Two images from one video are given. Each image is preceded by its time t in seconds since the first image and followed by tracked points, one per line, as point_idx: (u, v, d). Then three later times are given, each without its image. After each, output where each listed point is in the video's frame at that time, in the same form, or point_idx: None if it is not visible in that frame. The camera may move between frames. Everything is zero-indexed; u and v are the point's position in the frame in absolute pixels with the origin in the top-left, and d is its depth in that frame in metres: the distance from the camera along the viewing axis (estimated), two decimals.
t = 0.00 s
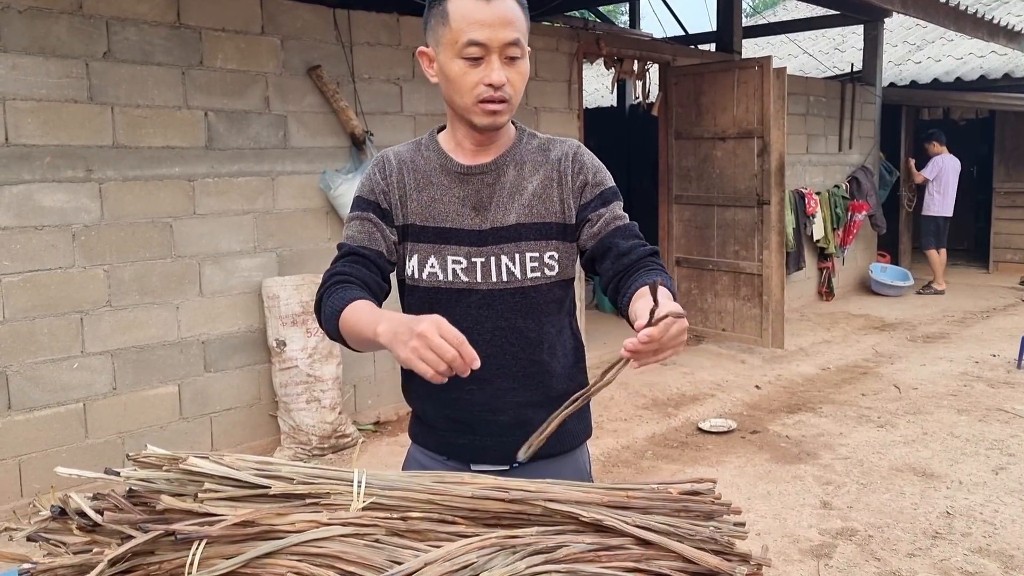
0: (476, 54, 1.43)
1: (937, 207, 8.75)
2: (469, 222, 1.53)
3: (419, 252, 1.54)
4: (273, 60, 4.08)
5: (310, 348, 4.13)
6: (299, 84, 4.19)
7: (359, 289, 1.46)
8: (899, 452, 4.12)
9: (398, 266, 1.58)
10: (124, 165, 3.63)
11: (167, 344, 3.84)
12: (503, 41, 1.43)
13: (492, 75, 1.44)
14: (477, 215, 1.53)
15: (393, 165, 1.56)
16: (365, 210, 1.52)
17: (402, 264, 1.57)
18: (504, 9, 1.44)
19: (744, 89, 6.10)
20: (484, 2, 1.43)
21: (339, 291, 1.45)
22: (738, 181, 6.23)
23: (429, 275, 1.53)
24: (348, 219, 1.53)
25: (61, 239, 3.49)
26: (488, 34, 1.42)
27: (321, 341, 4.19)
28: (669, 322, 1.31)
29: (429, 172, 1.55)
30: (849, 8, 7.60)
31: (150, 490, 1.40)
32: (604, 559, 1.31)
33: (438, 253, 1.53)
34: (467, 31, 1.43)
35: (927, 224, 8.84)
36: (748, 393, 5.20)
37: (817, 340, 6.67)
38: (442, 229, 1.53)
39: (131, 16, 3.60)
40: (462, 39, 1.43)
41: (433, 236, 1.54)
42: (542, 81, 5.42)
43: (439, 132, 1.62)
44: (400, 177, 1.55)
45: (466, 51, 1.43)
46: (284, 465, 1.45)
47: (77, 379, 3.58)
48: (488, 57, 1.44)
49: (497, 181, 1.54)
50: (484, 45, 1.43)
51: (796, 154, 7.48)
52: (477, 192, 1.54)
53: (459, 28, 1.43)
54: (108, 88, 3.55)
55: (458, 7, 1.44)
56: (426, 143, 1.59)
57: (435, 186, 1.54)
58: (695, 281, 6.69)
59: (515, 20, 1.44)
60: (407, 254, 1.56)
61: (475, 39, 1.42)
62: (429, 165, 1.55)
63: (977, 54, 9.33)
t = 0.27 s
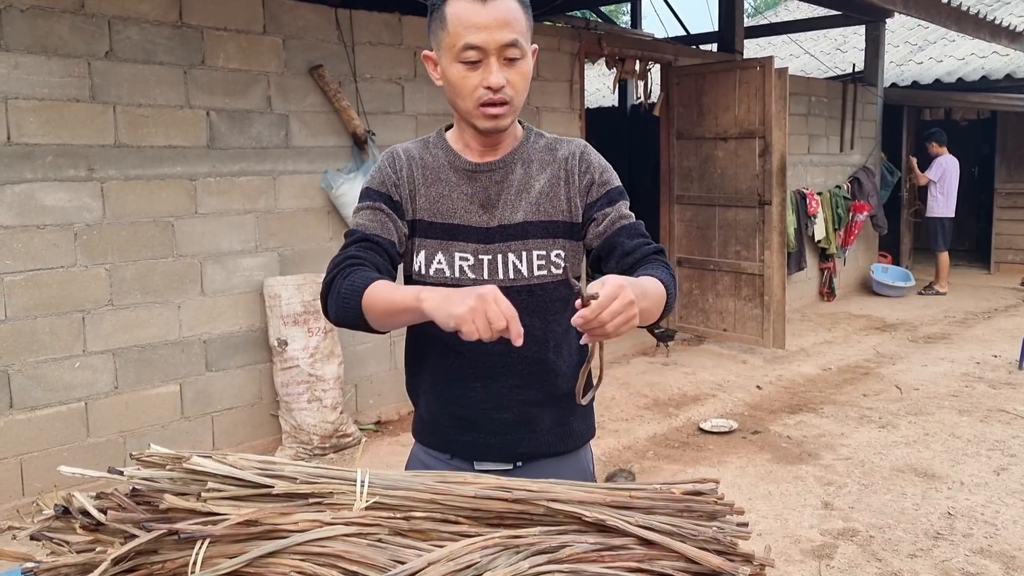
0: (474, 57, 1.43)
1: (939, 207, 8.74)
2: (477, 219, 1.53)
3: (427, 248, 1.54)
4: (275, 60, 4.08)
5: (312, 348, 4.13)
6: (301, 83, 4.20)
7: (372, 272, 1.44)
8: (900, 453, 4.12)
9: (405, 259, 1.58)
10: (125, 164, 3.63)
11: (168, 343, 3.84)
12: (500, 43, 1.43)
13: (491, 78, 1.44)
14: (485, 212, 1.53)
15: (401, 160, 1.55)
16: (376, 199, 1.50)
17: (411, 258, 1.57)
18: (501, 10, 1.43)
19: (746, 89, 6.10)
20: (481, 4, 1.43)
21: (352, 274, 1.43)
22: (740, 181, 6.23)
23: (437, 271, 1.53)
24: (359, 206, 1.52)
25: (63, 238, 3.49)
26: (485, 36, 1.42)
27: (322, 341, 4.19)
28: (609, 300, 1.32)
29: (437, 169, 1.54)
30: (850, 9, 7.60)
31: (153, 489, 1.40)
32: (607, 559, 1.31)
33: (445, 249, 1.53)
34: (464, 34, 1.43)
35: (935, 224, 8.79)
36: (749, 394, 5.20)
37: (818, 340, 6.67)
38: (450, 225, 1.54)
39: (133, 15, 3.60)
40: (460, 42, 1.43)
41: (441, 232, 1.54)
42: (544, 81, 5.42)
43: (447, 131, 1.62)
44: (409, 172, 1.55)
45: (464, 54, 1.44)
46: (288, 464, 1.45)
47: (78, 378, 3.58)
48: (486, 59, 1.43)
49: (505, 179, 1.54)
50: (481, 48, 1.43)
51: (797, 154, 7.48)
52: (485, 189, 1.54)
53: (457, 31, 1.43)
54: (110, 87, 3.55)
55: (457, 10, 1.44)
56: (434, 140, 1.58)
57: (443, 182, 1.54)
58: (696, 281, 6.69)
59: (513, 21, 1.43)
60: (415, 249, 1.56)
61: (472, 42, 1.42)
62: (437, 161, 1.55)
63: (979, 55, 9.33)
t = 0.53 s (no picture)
0: (466, 64, 1.43)
1: (941, 209, 8.73)
2: (485, 217, 1.54)
3: (434, 243, 1.55)
4: (277, 60, 4.09)
5: (313, 349, 4.13)
6: (303, 84, 4.20)
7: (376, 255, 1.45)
8: (902, 454, 4.11)
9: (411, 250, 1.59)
10: (127, 165, 3.63)
11: (170, 343, 3.84)
12: (491, 52, 1.42)
13: (481, 86, 1.44)
14: (492, 211, 1.54)
15: (412, 155, 1.56)
16: (384, 189, 1.51)
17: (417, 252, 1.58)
18: (495, 18, 1.42)
19: (747, 90, 6.10)
20: (476, 12, 1.42)
21: (355, 255, 1.43)
22: (741, 182, 6.22)
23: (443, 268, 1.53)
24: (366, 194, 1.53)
25: (64, 238, 3.49)
26: (475, 45, 1.41)
27: (324, 341, 4.19)
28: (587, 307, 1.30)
29: (446, 165, 1.55)
30: (852, 10, 7.59)
31: (156, 489, 1.40)
32: (609, 560, 1.31)
33: (452, 246, 1.54)
34: (458, 41, 1.43)
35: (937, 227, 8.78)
36: (750, 395, 5.20)
37: (820, 341, 6.67)
38: (458, 222, 1.54)
39: (135, 16, 3.60)
40: (453, 49, 1.43)
41: (448, 228, 1.54)
42: (545, 82, 5.42)
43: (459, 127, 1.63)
44: (419, 166, 1.55)
45: (457, 61, 1.44)
46: (291, 465, 1.46)
47: (80, 379, 3.58)
48: (478, 67, 1.43)
49: (514, 178, 1.54)
50: (472, 56, 1.42)
51: (799, 155, 7.47)
52: (494, 188, 1.54)
53: (452, 37, 1.43)
54: (112, 88, 3.55)
55: (454, 16, 1.44)
56: (445, 137, 1.58)
57: (452, 179, 1.54)
58: (698, 282, 6.69)
59: (506, 29, 1.42)
60: (423, 243, 1.57)
61: (463, 50, 1.42)
62: (447, 157, 1.55)
63: (980, 56, 9.32)
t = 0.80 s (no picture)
0: (459, 73, 1.43)
1: (942, 210, 8.70)
2: (490, 220, 1.54)
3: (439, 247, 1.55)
4: (279, 61, 4.09)
5: (315, 349, 4.13)
6: (305, 84, 4.20)
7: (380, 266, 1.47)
8: (904, 454, 4.11)
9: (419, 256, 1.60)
10: (130, 165, 3.63)
11: (172, 344, 3.85)
12: (482, 61, 1.41)
13: (474, 95, 1.44)
14: (498, 213, 1.54)
15: (417, 158, 1.57)
16: (390, 196, 1.53)
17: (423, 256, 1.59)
18: (487, 25, 1.40)
19: (749, 90, 6.10)
20: (468, 19, 1.41)
21: (360, 269, 1.46)
22: (743, 183, 6.22)
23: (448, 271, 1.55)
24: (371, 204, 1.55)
25: (67, 239, 3.50)
26: (466, 53, 1.41)
27: (326, 341, 4.19)
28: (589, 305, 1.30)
29: (452, 168, 1.56)
30: (853, 10, 7.59)
31: (159, 489, 1.40)
32: (612, 560, 1.32)
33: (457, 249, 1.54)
34: (450, 48, 1.42)
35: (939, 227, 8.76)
36: (752, 395, 5.20)
37: (822, 342, 6.66)
38: (463, 225, 1.55)
39: (137, 16, 3.60)
40: (447, 58, 1.43)
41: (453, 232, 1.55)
42: (547, 82, 5.42)
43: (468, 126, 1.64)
44: (424, 170, 1.57)
45: (451, 70, 1.44)
46: (293, 465, 1.46)
47: (82, 379, 3.59)
48: (471, 76, 1.43)
49: (521, 181, 1.54)
50: (464, 65, 1.42)
51: (800, 155, 7.47)
52: (500, 191, 1.54)
53: (445, 46, 1.43)
54: (115, 88, 3.56)
55: (448, 24, 1.43)
56: (452, 139, 1.59)
57: (457, 182, 1.55)
58: (699, 282, 6.69)
59: (497, 36, 1.40)
60: (429, 247, 1.58)
61: (455, 60, 1.42)
62: (453, 159, 1.56)
63: (982, 56, 9.31)
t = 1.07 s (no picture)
0: (448, 77, 1.44)
1: (944, 208, 8.67)
2: (492, 221, 1.54)
3: (441, 250, 1.56)
4: (281, 59, 4.09)
5: (317, 347, 4.14)
6: (307, 82, 4.20)
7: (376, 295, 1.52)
8: (906, 453, 4.11)
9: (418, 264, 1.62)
10: (132, 163, 3.64)
11: (174, 342, 3.85)
12: (468, 63, 1.41)
13: (464, 97, 1.44)
14: (500, 214, 1.54)
15: (417, 163, 1.59)
16: (387, 211, 1.57)
17: (424, 262, 1.60)
18: (471, 28, 1.40)
19: (751, 89, 6.09)
20: (453, 22, 1.41)
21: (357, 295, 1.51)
22: (745, 181, 6.22)
23: (451, 273, 1.55)
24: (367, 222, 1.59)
25: (69, 237, 3.50)
26: (453, 57, 1.42)
27: (328, 339, 4.20)
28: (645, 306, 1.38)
29: (453, 171, 1.56)
30: (856, 8, 7.57)
31: (162, 487, 1.40)
32: (615, 558, 1.31)
33: (459, 251, 1.54)
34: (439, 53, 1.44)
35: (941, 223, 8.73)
36: (754, 393, 5.20)
37: (824, 340, 6.65)
38: (465, 227, 1.54)
39: (140, 14, 3.60)
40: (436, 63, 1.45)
41: (455, 233, 1.55)
42: (549, 80, 5.41)
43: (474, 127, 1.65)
44: (423, 174, 1.58)
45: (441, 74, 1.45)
46: (296, 463, 1.46)
47: (84, 377, 3.59)
48: (460, 79, 1.44)
49: (523, 181, 1.54)
50: (452, 69, 1.43)
51: (803, 154, 7.47)
52: (502, 191, 1.54)
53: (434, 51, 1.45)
54: (116, 87, 3.56)
55: (435, 30, 1.44)
56: (453, 139, 1.60)
57: (458, 184, 1.55)
58: (702, 280, 6.68)
59: (482, 38, 1.40)
60: (430, 251, 1.58)
61: (443, 64, 1.43)
62: (453, 161, 1.57)
63: (985, 54, 9.30)
